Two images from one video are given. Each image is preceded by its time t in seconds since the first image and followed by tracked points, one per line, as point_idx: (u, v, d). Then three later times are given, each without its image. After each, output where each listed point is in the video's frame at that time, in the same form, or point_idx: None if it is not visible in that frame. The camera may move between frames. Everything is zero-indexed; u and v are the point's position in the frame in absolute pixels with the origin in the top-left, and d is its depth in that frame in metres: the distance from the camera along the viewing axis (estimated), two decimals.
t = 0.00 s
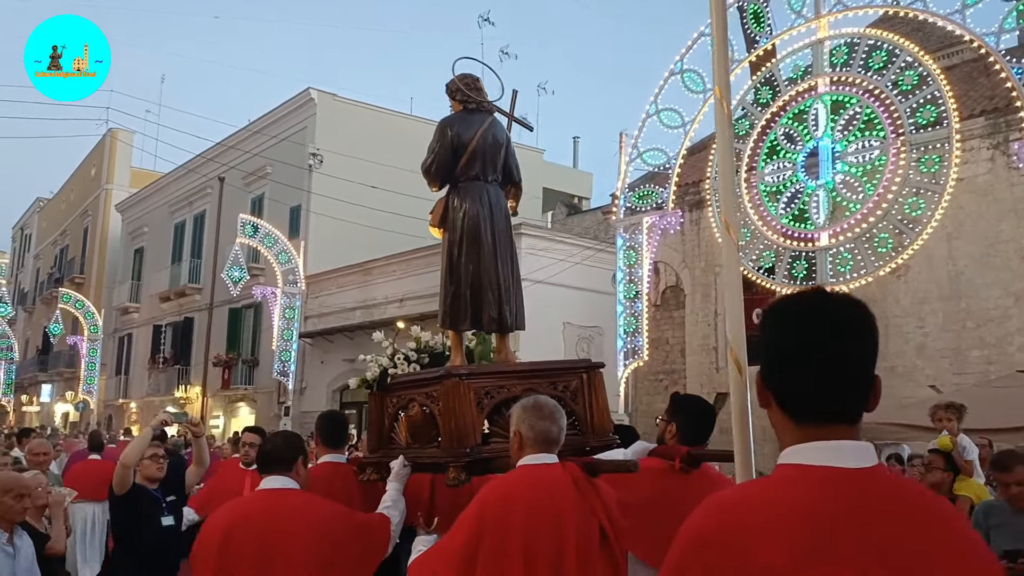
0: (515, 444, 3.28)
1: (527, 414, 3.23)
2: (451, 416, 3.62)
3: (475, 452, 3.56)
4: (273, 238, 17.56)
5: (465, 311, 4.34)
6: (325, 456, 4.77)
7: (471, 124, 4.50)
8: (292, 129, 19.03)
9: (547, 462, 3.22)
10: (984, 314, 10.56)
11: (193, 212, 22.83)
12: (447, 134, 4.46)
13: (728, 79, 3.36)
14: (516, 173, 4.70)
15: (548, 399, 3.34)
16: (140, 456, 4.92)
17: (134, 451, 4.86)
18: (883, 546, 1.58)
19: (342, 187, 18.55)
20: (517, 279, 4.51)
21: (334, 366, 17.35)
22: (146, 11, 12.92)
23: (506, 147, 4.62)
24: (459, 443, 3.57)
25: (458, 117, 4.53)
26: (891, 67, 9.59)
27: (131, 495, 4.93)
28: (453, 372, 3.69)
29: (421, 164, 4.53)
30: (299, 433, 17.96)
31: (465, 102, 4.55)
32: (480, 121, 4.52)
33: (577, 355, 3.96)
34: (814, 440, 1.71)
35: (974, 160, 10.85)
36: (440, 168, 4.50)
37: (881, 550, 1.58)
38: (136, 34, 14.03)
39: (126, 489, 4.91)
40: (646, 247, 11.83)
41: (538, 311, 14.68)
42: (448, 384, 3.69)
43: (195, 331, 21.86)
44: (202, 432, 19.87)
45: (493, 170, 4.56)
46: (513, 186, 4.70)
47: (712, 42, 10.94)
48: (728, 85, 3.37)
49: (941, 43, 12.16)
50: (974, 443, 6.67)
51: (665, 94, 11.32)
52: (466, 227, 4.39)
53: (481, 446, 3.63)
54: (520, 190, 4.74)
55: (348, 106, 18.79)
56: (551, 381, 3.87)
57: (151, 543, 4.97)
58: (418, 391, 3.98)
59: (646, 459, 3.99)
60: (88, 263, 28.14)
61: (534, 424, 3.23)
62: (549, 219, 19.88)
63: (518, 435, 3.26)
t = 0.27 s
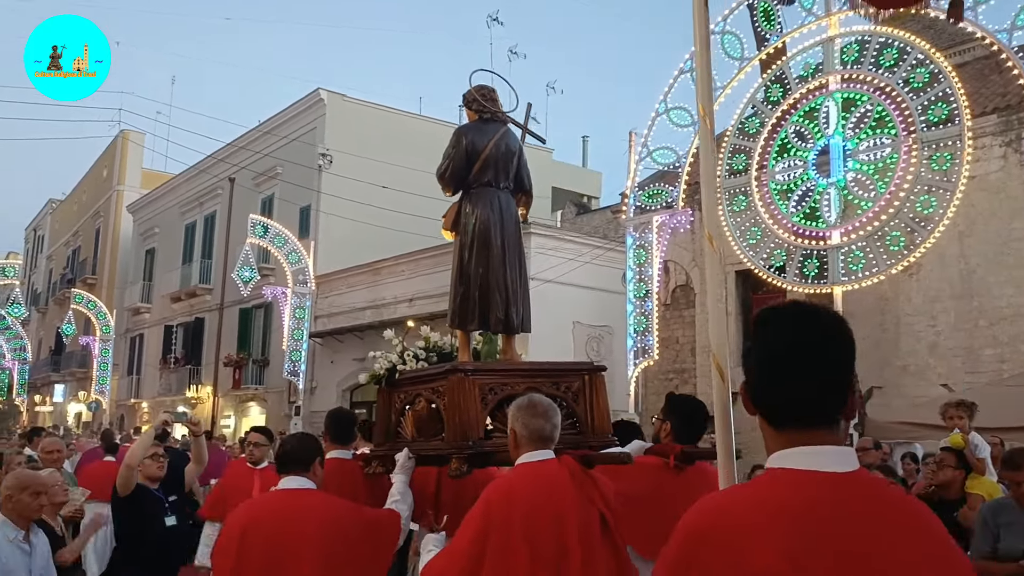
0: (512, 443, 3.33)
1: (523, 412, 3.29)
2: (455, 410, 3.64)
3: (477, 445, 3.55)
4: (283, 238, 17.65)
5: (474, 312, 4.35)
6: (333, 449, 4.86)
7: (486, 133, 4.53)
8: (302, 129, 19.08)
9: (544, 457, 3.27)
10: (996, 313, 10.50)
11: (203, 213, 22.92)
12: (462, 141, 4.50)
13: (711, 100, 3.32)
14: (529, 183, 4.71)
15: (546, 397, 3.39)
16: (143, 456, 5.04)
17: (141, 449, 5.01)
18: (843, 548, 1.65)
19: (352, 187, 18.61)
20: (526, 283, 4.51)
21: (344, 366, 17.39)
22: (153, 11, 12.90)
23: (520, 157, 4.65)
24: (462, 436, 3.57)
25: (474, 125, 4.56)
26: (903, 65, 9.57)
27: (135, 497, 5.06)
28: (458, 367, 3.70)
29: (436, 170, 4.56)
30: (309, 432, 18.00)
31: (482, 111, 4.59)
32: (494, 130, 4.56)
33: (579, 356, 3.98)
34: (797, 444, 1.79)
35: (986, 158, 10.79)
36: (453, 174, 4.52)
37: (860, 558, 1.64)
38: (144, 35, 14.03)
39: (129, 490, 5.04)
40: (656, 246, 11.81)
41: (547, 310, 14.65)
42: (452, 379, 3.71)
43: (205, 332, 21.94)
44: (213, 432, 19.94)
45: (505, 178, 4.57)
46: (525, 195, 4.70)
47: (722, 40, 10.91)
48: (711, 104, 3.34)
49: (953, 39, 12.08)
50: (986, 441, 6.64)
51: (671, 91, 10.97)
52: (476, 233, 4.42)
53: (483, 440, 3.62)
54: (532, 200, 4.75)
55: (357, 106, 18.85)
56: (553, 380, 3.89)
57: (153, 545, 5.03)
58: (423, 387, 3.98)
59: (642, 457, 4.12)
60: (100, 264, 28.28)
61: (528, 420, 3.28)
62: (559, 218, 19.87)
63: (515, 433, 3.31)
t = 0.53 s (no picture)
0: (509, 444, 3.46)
1: (519, 415, 3.42)
2: (460, 407, 3.85)
3: (479, 441, 3.76)
4: (293, 238, 17.87)
5: (481, 314, 4.45)
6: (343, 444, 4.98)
7: (500, 140, 4.63)
8: (311, 129, 19.13)
9: (540, 456, 3.39)
10: (1008, 313, 10.43)
11: (213, 213, 23.00)
12: (477, 147, 4.60)
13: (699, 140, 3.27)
14: (539, 190, 4.79)
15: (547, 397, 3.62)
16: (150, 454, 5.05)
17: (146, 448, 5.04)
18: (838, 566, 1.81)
19: (360, 187, 18.62)
20: (533, 288, 4.63)
21: (353, 366, 17.41)
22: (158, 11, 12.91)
23: (532, 165, 4.73)
24: (466, 432, 3.80)
25: (488, 132, 4.66)
26: (913, 65, 9.51)
27: (139, 495, 5.08)
28: (464, 364, 3.90)
29: (450, 175, 4.66)
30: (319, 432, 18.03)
31: (498, 119, 4.68)
32: (508, 138, 4.65)
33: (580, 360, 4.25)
34: (793, 489, 1.92)
35: (997, 157, 10.72)
36: (467, 179, 4.61)
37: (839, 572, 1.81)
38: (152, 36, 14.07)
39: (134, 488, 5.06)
40: (664, 247, 11.79)
41: (555, 310, 14.63)
42: (458, 377, 3.91)
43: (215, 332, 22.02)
44: (222, 432, 20.02)
45: (517, 184, 4.65)
46: (535, 202, 4.79)
47: (732, 38, 10.87)
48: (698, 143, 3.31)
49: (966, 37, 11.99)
50: (998, 441, 6.60)
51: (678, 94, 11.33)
52: (487, 237, 4.51)
53: (484, 436, 3.83)
54: (541, 207, 4.83)
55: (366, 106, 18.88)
56: (554, 382, 4.15)
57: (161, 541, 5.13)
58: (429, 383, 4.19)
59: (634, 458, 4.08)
60: (111, 265, 28.41)
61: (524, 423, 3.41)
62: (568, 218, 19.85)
63: (511, 435, 3.44)
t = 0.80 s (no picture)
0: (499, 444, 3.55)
1: (508, 419, 3.48)
2: (453, 407, 3.85)
3: (472, 441, 3.76)
4: (299, 238, 17.72)
5: (474, 315, 4.50)
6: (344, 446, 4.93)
7: (490, 145, 4.67)
8: (317, 130, 19.15)
9: (528, 457, 3.48)
10: (1016, 313, 10.39)
11: (219, 214, 23.05)
12: (468, 152, 4.65)
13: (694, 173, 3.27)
14: (531, 192, 4.83)
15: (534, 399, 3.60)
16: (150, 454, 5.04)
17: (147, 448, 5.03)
18: None
19: (365, 187, 18.63)
20: (525, 289, 4.65)
21: (359, 366, 17.41)
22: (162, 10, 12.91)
23: (523, 168, 4.78)
24: (458, 432, 3.79)
25: (478, 137, 4.71)
26: (919, 65, 9.48)
27: (140, 495, 5.09)
28: (456, 366, 3.90)
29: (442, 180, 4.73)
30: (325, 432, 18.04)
31: (487, 123, 4.71)
32: (498, 142, 4.69)
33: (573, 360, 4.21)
34: (771, 505, 2.09)
35: (1005, 157, 10.69)
36: (458, 183, 4.69)
37: None
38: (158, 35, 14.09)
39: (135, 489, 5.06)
40: (671, 247, 11.76)
41: (561, 310, 14.61)
42: (450, 378, 3.91)
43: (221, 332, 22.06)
44: (228, 431, 20.05)
45: (508, 187, 4.70)
46: (526, 204, 4.83)
47: (737, 39, 10.87)
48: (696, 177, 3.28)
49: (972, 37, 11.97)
50: (1006, 441, 6.59)
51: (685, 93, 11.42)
52: (478, 239, 4.57)
53: (477, 436, 3.82)
54: (533, 209, 4.87)
55: (371, 106, 18.91)
56: (547, 382, 4.11)
57: (162, 540, 5.16)
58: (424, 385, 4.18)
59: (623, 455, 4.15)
60: (118, 265, 28.49)
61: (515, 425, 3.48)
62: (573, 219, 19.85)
63: (502, 436, 3.52)
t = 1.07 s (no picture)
0: (490, 439, 3.59)
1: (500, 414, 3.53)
2: (443, 409, 4.01)
3: (462, 441, 3.92)
4: (307, 238, 17.81)
5: (464, 317, 4.60)
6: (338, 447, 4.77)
7: (475, 151, 4.77)
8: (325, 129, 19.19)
9: (519, 451, 3.52)
10: None
11: (227, 213, 23.11)
12: (454, 158, 4.75)
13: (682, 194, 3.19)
14: (517, 195, 4.92)
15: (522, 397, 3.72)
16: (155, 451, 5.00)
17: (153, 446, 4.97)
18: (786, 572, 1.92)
19: (372, 186, 18.65)
20: (514, 291, 4.75)
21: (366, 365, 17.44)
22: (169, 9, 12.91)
23: (508, 172, 4.88)
24: (449, 433, 3.95)
25: (464, 144, 4.80)
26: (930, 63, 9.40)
27: (146, 492, 5.08)
28: (446, 369, 4.05)
29: (430, 186, 4.82)
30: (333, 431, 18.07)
31: (472, 129, 4.81)
32: (483, 148, 4.79)
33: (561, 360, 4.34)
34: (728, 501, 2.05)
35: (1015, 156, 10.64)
36: (445, 189, 4.77)
37: None
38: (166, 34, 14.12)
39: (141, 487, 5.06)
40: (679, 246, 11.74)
41: (568, 310, 14.59)
42: (441, 381, 4.06)
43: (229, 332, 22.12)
44: (236, 431, 20.10)
45: (494, 192, 4.79)
46: (513, 208, 4.93)
47: (746, 38, 10.83)
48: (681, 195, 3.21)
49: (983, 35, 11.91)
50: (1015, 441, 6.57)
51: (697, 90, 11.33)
52: (466, 243, 4.66)
53: (468, 435, 3.98)
54: (520, 212, 4.96)
55: (379, 106, 18.92)
56: (536, 381, 4.25)
57: (167, 539, 5.18)
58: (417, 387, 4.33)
59: (609, 452, 4.04)
60: (126, 265, 28.58)
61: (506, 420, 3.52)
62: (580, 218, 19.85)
63: (493, 431, 3.57)
